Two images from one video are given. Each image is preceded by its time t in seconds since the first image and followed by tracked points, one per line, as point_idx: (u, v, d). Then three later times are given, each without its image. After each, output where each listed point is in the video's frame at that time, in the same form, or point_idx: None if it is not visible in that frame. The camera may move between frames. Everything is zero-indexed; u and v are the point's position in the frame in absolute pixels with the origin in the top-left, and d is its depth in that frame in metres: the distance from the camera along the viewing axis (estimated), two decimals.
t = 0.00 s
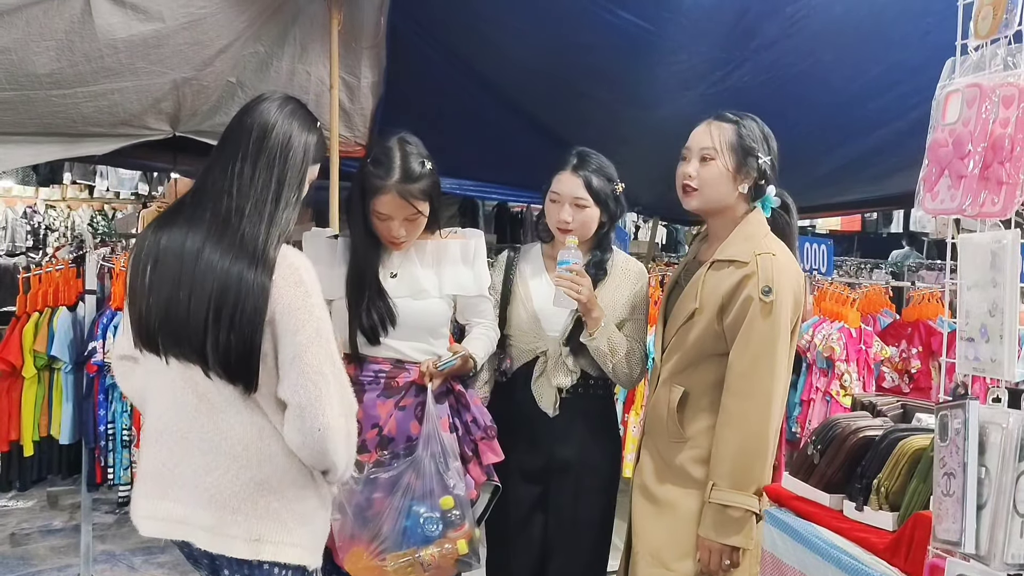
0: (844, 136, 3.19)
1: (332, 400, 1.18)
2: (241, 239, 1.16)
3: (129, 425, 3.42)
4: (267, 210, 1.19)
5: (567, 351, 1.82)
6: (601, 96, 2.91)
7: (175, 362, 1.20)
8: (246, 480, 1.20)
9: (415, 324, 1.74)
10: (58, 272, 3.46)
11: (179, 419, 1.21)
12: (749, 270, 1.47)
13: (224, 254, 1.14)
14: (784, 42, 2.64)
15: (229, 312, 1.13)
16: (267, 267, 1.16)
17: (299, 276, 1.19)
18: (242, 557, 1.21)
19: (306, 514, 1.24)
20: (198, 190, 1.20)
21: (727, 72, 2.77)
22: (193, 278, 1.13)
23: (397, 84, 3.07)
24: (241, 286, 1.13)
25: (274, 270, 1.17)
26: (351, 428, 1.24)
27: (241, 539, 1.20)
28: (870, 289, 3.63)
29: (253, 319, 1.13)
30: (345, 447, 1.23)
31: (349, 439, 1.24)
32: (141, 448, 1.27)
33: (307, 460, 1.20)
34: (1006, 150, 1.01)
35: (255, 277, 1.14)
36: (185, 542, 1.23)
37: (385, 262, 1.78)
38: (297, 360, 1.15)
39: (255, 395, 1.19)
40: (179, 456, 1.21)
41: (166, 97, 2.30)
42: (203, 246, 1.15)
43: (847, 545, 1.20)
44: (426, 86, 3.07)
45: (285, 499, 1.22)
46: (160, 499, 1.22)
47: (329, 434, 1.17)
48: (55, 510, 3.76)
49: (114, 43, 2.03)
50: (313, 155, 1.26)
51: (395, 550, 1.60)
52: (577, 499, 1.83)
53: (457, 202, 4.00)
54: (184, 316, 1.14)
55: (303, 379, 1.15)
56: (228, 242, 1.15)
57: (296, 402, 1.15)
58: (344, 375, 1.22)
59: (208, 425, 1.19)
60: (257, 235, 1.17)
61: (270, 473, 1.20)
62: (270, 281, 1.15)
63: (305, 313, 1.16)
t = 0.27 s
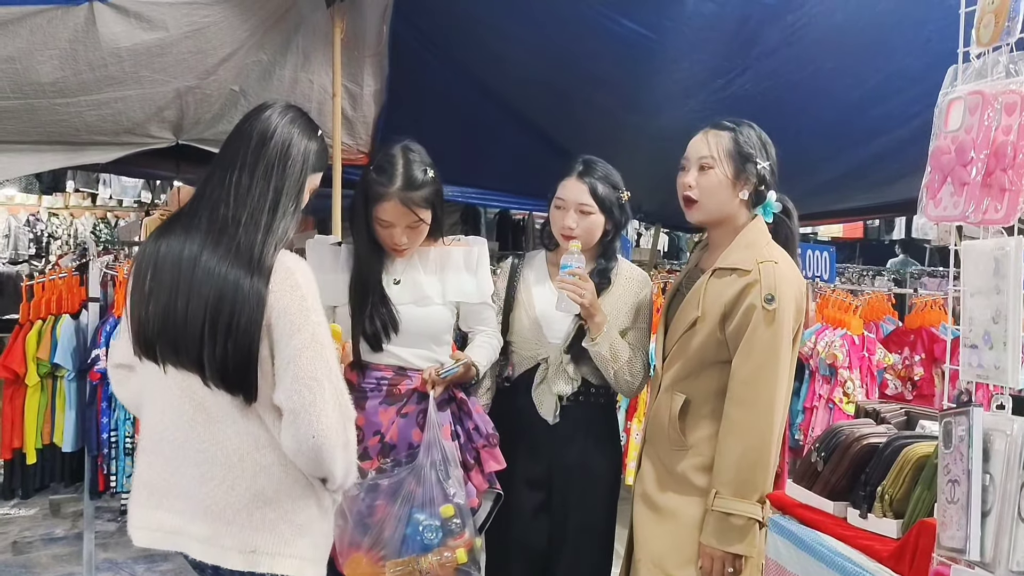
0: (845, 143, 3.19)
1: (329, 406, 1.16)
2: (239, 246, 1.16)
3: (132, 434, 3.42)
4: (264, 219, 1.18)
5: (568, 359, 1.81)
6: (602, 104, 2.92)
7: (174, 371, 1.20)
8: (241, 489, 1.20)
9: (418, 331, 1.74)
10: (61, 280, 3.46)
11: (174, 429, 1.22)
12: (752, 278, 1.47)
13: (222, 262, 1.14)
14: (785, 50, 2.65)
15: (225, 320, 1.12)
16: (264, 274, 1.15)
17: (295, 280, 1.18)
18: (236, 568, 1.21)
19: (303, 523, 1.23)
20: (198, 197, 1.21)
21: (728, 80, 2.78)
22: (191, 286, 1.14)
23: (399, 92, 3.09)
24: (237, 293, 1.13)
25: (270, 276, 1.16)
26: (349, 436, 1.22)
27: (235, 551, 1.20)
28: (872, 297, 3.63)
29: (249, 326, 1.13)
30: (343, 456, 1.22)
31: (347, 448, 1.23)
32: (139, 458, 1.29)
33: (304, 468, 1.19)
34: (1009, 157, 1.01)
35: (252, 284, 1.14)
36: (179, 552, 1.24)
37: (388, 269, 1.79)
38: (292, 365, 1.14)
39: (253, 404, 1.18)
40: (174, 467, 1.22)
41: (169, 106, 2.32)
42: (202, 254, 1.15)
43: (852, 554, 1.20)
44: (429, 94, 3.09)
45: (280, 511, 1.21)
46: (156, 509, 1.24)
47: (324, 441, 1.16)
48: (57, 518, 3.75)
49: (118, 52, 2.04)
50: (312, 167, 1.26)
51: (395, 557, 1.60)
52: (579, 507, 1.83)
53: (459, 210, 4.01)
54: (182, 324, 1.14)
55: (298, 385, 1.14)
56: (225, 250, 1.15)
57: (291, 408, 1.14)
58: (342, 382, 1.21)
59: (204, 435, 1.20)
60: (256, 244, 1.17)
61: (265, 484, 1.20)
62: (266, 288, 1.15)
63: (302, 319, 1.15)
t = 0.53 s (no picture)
0: (849, 145, 3.19)
1: (334, 411, 1.16)
2: (245, 248, 1.16)
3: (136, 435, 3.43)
4: (270, 221, 1.18)
5: (562, 364, 1.81)
6: (605, 105, 2.92)
7: (179, 373, 1.20)
8: (244, 493, 1.20)
9: (420, 333, 1.73)
10: (65, 281, 3.46)
11: (178, 431, 1.22)
12: (751, 280, 1.47)
13: (227, 264, 1.14)
14: (789, 52, 2.64)
15: (230, 322, 1.13)
16: (270, 277, 1.16)
17: (303, 284, 1.19)
18: (238, 572, 1.21)
19: (307, 528, 1.22)
20: (204, 198, 1.21)
21: (732, 82, 2.77)
22: (197, 288, 1.14)
23: (402, 94, 3.09)
24: (243, 295, 1.13)
25: (277, 279, 1.16)
26: (354, 442, 1.22)
27: (237, 555, 1.20)
28: (876, 299, 3.62)
29: (255, 329, 1.13)
30: (348, 463, 1.21)
31: (353, 454, 1.22)
32: (141, 460, 1.28)
33: (308, 472, 1.19)
34: (1014, 159, 1.00)
35: (258, 286, 1.14)
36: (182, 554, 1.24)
37: (391, 271, 1.79)
38: (298, 369, 1.14)
39: (258, 408, 1.18)
40: (179, 468, 1.22)
41: (174, 108, 2.33)
42: (207, 256, 1.15)
43: (857, 556, 1.20)
44: (432, 96, 3.09)
45: (283, 515, 1.21)
46: (159, 511, 1.24)
47: (329, 446, 1.16)
48: (61, 519, 3.76)
49: (122, 54, 2.04)
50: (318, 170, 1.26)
51: (399, 559, 1.60)
52: (580, 509, 1.82)
53: (462, 212, 4.01)
54: (188, 325, 1.14)
55: (304, 389, 1.14)
56: (231, 252, 1.16)
57: (296, 411, 1.14)
58: (348, 387, 1.21)
59: (209, 437, 1.20)
60: (262, 247, 1.17)
61: (269, 488, 1.20)
62: (271, 290, 1.15)
63: (307, 322, 1.16)
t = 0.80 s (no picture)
0: (852, 145, 3.18)
1: (333, 411, 1.16)
2: (246, 248, 1.16)
3: (139, 433, 3.44)
4: (272, 220, 1.18)
5: (562, 367, 1.81)
6: (607, 104, 2.93)
7: (181, 370, 1.21)
8: (244, 492, 1.20)
9: (420, 331, 1.73)
10: (68, 280, 3.47)
11: (180, 429, 1.22)
12: (744, 279, 1.47)
13: (229, 263, 1.14)
14: (792, 51, 2.64)
15: (230, 320, 1.13)
16: (270, 276, 1.15)
17: (302, 283, 1.18)
18: (238, 571, 1.22)
19: (306, 528, 1.22)
20: (210, 195, 1.21)
21: (734, 82, 2.77)
22: (198, 286, 1.14)
23: (404, 93, 3.09)
24: (243, 294, 1.13)
25: (277, 278, 1.16)
26: (352, 442, 1.22)
27: (236, 554, 1.21)
28: (879, 299, 3.62)
29: (254, 328, 1.13)
30: (347, 463, 1.21)
31: (352, 455, 1.22)
32: (143, 458, 1.29)
33: (307, 472, 1.19)
34: (1018, 159, 1.00)
35: (258, 285, 1.14)
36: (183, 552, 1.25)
37: (392, 269, 1.79)
38: (297, 370, 1.14)
39: (258, 407, 1.18)
40: (179, 466, 1.23)
41: (177, 106, 2.33)
42: (207, 254, 1.15)
43: (859, 556, 1.20)
44: (434, 95, 3.09)
45: (283, 514, 1.21)
46: (159, 508, 1.25)
47: (327, 446, 1.16)
48: (64, 517, 3.77)
49: (126, 53, 2.05)
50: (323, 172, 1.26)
51: (402, 560, 1.61)
52: (579, 509, 1.82)
53: (465, 211, 4.02)
54: (189, 323, 1.14)
55: (302, 389, 1.14)
56: (231, 251, 1.15)
57: (294, 411, 1.14)
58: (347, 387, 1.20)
59: (209, 435, 1.20)
60: (264, 246, 1.17)
61: (269, 488, 1.20)
62: (271, 289, 1.14)
63: (306, 322, 1.16)
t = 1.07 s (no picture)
0: (854, 144, 3.19)
1: (329, 411, 1.16)
2: (241, 247, 1.16)
3: (140, 432, 3.44)
4: (267, 219, 1.19)
5: (561, 366, 1.82)
6: (608, 104, 2.93)
7: (179, 370, 1.21)
8: (243, 491, 1.20)
9: (419, 330, 1.74)
10: (70, 279, 3.47)
11: (181, 428, 1.23)
12: (733, 277, 1.47)
13: (224, 263, 1.15)
14: (793, 51, 2.64)
15: (225, 321, 1.13)
16: (265, 276, 1.16)
17: (297, 283, 1.18)
18: (237, 570, 1.22)
19: (305, 528, 1.23)
20: (207, 194, 1.22)
21: (735, 81, 2.77)
22: (194, 286, 1.14)
23: (406, 93, 3.09)
24: (238, 294, 1.13)
25: (271, 277, 1.17)
26: (350, 442, 1.22)
27: (236, 553, 1.21)
28: (880, 298, 3.62)
29: (249, 328, 1.13)
30: (345, 463, 1.22)
31: (349, 456, 1.22)
32: (145, 456, 1.29)
33: (305, 472, 1.19)
34: (1018, 158, 1.00)
35: (253, 285, 1.14)
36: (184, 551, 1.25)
37: (391, 268, 1.79)
38: (293, 369, 1.14)
39: (254, 407, 1.18)
40: (181, 464, 1.23)
41: (178, 106, 2.34)
42: (200, 254, 1.16)
43: (859, 556, 1.20)
44: (436, 94, 3.09)
45: (282, 513, 1.22)
46: (162, 507, 1.25)
47: (323, 446, 1.16)
48: (66, 516, 3.77)
49: (127, 53, 2.05)
50: (319, 170, 1.26)
51: (403, 560, 1.60)
52: (578, 510, 1.83)
53: (466, 210, 4.02)
54: (186, 324, 1.15)
55: (297, 389, 1.14)
56: (226, 250, 1.16)
57: (290, 411, 1.15)
58: (343, 387, 1.20)
59: (209, 434, 1.20)
60: (258, 245, 1.17)
61: (268, 487, 1.20)
62: (265, 289, 1.15)
63: (302, 322, 1.16)
